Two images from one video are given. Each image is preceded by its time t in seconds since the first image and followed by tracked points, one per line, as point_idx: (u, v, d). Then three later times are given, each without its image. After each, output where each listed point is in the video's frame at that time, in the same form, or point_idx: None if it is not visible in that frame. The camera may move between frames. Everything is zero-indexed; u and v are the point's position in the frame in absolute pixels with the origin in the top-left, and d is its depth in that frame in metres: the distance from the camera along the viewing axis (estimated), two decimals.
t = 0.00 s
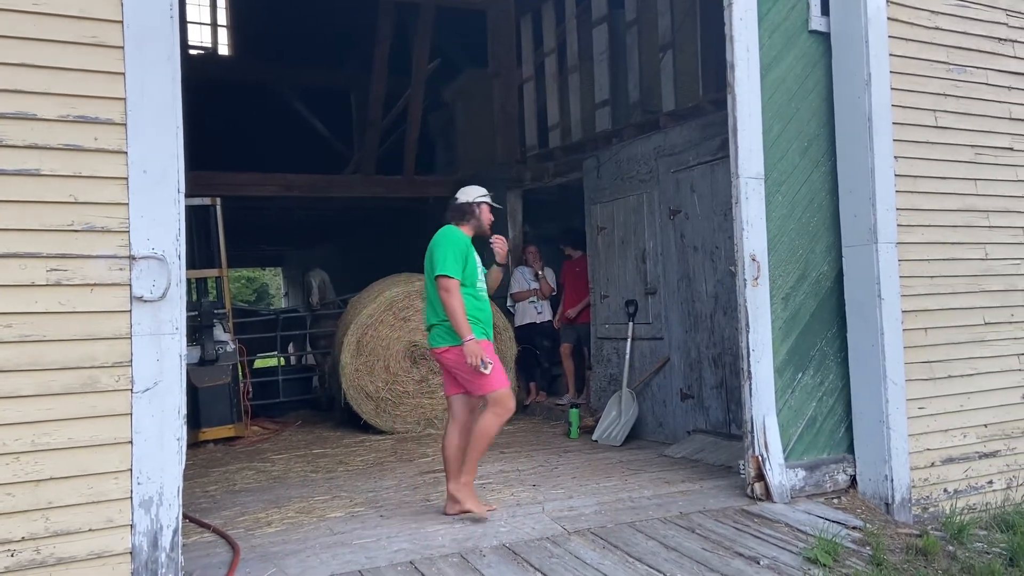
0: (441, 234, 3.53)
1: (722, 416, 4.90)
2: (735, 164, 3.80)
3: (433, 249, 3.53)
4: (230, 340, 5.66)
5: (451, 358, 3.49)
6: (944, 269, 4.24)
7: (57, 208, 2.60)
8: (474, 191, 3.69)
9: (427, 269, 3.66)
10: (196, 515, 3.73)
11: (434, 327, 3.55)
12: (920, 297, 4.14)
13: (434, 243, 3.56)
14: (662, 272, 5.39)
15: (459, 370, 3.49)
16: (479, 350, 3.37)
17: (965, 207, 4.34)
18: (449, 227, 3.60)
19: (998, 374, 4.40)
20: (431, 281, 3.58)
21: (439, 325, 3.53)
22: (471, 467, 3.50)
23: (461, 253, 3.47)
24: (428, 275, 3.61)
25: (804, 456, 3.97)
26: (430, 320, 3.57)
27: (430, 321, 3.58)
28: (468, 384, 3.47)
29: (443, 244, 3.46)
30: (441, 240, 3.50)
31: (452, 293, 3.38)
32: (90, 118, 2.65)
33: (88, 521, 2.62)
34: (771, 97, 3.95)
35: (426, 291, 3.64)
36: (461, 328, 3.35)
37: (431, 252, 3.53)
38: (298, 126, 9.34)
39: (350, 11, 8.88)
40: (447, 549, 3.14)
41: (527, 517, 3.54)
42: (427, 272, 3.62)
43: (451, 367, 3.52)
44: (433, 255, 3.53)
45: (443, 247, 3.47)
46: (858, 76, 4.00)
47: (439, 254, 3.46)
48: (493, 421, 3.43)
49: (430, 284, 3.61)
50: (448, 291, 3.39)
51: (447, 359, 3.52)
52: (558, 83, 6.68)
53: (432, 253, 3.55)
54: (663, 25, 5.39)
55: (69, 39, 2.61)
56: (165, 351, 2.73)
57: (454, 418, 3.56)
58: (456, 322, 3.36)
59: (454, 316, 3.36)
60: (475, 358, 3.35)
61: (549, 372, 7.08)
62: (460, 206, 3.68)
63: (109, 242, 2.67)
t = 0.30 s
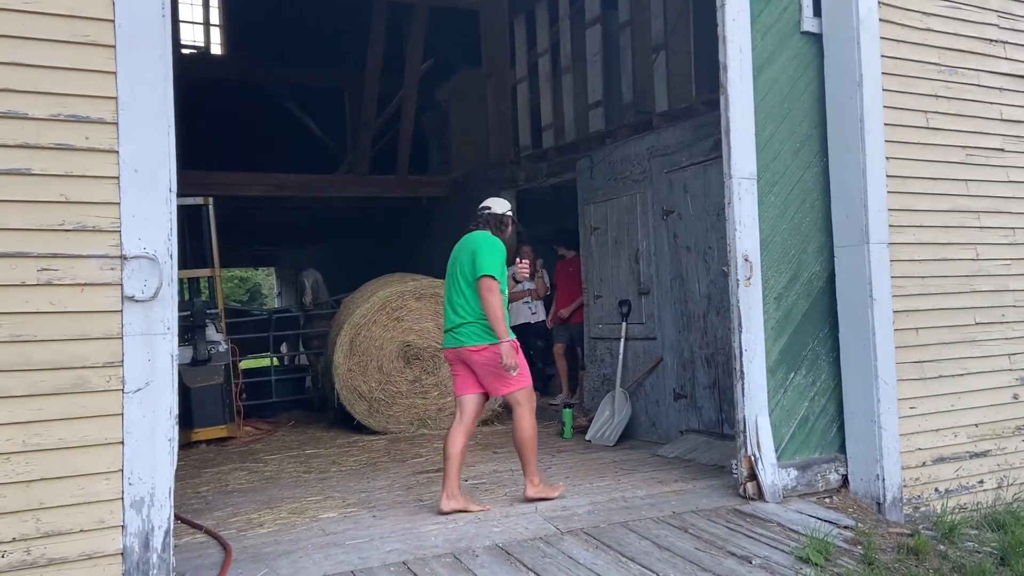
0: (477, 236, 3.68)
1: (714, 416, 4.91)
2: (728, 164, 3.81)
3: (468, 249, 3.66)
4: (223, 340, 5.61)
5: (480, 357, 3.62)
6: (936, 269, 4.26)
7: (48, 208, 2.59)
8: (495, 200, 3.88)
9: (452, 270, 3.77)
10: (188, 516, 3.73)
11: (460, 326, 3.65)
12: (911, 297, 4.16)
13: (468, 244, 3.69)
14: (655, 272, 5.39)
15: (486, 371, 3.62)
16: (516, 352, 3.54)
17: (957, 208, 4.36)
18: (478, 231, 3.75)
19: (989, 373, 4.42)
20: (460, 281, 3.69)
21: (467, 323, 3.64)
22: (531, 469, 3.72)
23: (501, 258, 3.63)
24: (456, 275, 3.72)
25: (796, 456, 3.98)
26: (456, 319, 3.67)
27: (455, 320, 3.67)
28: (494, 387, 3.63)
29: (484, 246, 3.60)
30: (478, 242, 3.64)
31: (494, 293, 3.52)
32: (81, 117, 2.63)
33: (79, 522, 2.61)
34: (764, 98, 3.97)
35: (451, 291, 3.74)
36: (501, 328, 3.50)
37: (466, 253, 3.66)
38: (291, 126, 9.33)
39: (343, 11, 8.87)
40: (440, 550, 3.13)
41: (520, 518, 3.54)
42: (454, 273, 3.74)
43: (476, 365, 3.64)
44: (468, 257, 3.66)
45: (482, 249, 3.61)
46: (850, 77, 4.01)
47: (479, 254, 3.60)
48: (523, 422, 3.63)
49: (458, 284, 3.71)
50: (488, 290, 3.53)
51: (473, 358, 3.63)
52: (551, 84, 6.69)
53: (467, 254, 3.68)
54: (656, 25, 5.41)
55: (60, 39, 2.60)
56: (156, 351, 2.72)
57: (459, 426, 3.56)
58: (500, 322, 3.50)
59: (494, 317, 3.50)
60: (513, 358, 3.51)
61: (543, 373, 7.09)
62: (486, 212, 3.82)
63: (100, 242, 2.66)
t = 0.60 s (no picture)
0: (525, 247, 3.94)
1: (707, 417, 4.92)
2: (721, 165, 3.82)
3: (517, 258, 3.91)
4: (215, 340, 5.60)
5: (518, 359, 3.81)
6: (927, 270, 4.28)
7: (38, 208, 2.58)
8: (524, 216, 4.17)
9: (489, 275, 3.96)
10: (179, 517, 3.71)
11: (501, 328, 3.84)
12: (903, 298, 4.18)
13: (515, 252, 3.93)
14: (648, 273, 5.40)
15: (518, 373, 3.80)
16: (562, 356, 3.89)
17: (948, 209, 4.38)
18: (518, 242, 4.02)
19: (980, 374, 4.44)
20: (503, 285, 3.90)
21: (509, 326, 3.83)
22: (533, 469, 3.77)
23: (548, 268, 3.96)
24: (497, 280, 3.91)
25: (788, 456, 4.00)
26: (498, 320, 3.85)
27: (497, 322, 3.85)
28: (522, 388, 3.80)
29: (539, 257, 3.88)
30: (528, 252, 3.92)
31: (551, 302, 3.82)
32: (72, 116, 2.63)
33: (70, 523, 2.60)
34: (756, 99, 3.98)
35: (490, 295, 3.92)
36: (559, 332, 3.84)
37: (516, 260, 3.90)
38: (284, 126, 9.31)
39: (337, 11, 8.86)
40: (433, 551, 3.13)
41: (513, 518, 3.54)
42: (494, 278, 3.93)
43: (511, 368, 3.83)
44: (518, 264, 3.90)
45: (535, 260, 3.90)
46: (842, 79, 4.03)
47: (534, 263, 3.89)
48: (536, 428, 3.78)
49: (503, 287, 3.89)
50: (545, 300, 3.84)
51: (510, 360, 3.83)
52: (545, 85, 6.69)
53: (515, 262, 3.91)
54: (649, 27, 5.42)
55: (52, 38, 2.60)
56: (147, 352, 2.71)
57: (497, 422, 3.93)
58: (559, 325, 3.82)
59: (552, 325, 3.82)
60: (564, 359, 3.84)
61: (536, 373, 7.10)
62: (523, 225, 4.09)
63: (90, 242, 2.65)
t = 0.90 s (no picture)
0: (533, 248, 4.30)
1: (701, 417, 4.93)
2: (714, 166, 3.83)
3: (529, 258, 4.26)
4: (210, 342, 5.56)
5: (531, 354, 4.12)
6: (920, 272, 4.29)
7: (33, 209, 2.58)
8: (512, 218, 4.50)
9: (500, 273, 4.23)
10: (173, 518, 3.70)
11: (517, 323, 4.14)
12: (896, 299, 4.19)
13: (526, 254, 4.26)
14: (643, 274, 5.41)
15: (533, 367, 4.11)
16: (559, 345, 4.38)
17: (941, 210, 4.39)
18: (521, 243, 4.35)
19: (973, 374, 4.45)
20: (516, 283, 4.19)
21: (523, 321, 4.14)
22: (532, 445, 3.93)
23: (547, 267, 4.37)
24: (511, 277, 4.20)
25: (782, 457, 4.01)
26: (515, 315, 4.14)
27: (513, 316, 4.15)
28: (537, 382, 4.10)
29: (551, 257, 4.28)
30: (539, 254, 4.29)
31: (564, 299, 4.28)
32: (66, 117, 2.62)
33: (63, 525, 2.59)
34: (750, 102, 3.99)
35: (503, 291, 4.19)
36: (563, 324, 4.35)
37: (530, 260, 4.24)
38: (279, 127, 9.30)
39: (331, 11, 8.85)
40: (427, 552, 3.13)
41: (507, 519, 3.54)
42: (506, 275, 4.21)
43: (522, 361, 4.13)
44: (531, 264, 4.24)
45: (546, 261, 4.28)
46: (835, 81, 4.04)
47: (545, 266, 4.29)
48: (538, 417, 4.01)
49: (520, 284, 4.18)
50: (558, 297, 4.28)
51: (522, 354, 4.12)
52: (539, 86, 6.71)
53: (527, 261, 4.25)
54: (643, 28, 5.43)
55: (45, 39, 2.59)
56: (141, 353, 2.71)
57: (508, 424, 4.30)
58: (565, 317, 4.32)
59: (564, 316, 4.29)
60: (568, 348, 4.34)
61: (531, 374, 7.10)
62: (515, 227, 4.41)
63: (84, 243, 2.65)
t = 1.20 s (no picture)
0: (529, 256, 4.73)
1: (698, 418, 4.94)
2: (711, 168, 3.84)
3: (525, 266, 4.71)
4: (207, 343, 5.60)
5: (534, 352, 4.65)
6: (916, 273, 4.31)
7: (31, 211, 2.58)
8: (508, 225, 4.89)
9: (499, 281, 4.67)
10: (170, 520, 3.70)
11: (521, 325, 4.61)
12: (892, 300, 4.20)
13: (522, 261, 4.71)
14: (639, 275, 5.42)
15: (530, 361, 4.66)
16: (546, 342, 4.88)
17: (936, 212, 4.41)
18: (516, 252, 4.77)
19: (969, 375, 4.47)
20: (518, 289, 4.65)
21: (527, 324, 4.63)
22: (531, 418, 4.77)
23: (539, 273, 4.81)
24: (513, 285, 4.64)
25: (778, 458, 4.02)
26: (520, 319, 4.59)
27: (518, 319, 4.61)
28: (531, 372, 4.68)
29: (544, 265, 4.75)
30: (533, 262, 4.73)
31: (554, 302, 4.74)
32: (64, 119, 2.62)
33: (61, 526, 2.59)
34: (746, 103, 4.00)
35: (506, 297, 4.64)
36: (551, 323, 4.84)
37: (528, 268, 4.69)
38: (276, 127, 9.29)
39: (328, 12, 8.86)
40: (424, 553, 3.14)
41: (504, 520, 3.55)
42: (506, 284, 4.65)
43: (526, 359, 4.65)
44: (529, 271, 4.70)
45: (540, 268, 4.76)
46: (832, 82, 4.05)
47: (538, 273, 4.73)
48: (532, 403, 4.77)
49: (518, 289, 4.64)
50: (551, 301, 4.72)
51: (526, 352, 4.63)
52: (537, 87, 6.72)
53: (525, 269, 4.71)
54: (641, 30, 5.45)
55: (42, 41, 2.59)
56: (138, 355, 2.71)
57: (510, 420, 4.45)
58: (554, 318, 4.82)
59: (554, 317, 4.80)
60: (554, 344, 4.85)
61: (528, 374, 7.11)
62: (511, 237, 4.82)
63: (81, 245, 2.65)
